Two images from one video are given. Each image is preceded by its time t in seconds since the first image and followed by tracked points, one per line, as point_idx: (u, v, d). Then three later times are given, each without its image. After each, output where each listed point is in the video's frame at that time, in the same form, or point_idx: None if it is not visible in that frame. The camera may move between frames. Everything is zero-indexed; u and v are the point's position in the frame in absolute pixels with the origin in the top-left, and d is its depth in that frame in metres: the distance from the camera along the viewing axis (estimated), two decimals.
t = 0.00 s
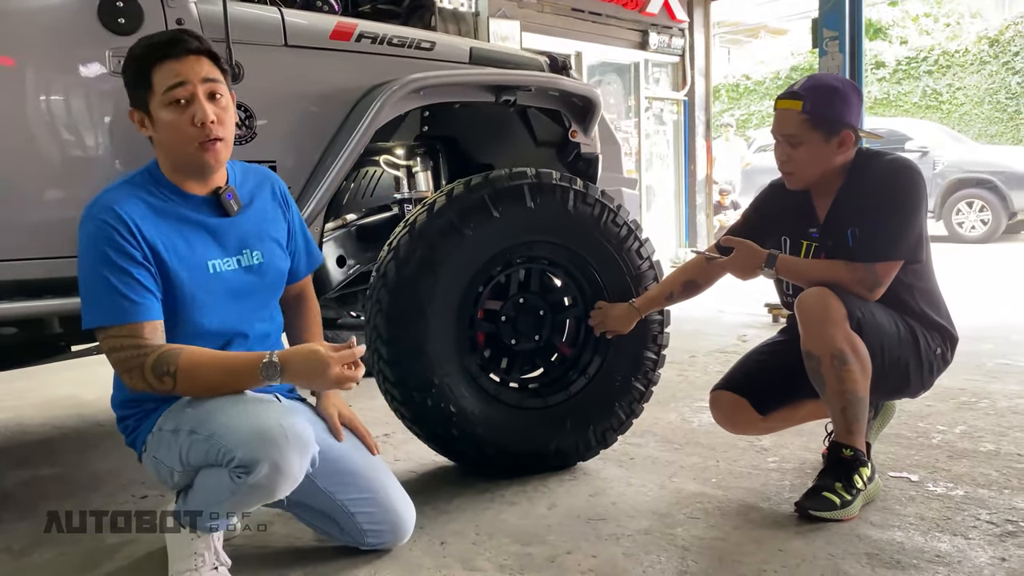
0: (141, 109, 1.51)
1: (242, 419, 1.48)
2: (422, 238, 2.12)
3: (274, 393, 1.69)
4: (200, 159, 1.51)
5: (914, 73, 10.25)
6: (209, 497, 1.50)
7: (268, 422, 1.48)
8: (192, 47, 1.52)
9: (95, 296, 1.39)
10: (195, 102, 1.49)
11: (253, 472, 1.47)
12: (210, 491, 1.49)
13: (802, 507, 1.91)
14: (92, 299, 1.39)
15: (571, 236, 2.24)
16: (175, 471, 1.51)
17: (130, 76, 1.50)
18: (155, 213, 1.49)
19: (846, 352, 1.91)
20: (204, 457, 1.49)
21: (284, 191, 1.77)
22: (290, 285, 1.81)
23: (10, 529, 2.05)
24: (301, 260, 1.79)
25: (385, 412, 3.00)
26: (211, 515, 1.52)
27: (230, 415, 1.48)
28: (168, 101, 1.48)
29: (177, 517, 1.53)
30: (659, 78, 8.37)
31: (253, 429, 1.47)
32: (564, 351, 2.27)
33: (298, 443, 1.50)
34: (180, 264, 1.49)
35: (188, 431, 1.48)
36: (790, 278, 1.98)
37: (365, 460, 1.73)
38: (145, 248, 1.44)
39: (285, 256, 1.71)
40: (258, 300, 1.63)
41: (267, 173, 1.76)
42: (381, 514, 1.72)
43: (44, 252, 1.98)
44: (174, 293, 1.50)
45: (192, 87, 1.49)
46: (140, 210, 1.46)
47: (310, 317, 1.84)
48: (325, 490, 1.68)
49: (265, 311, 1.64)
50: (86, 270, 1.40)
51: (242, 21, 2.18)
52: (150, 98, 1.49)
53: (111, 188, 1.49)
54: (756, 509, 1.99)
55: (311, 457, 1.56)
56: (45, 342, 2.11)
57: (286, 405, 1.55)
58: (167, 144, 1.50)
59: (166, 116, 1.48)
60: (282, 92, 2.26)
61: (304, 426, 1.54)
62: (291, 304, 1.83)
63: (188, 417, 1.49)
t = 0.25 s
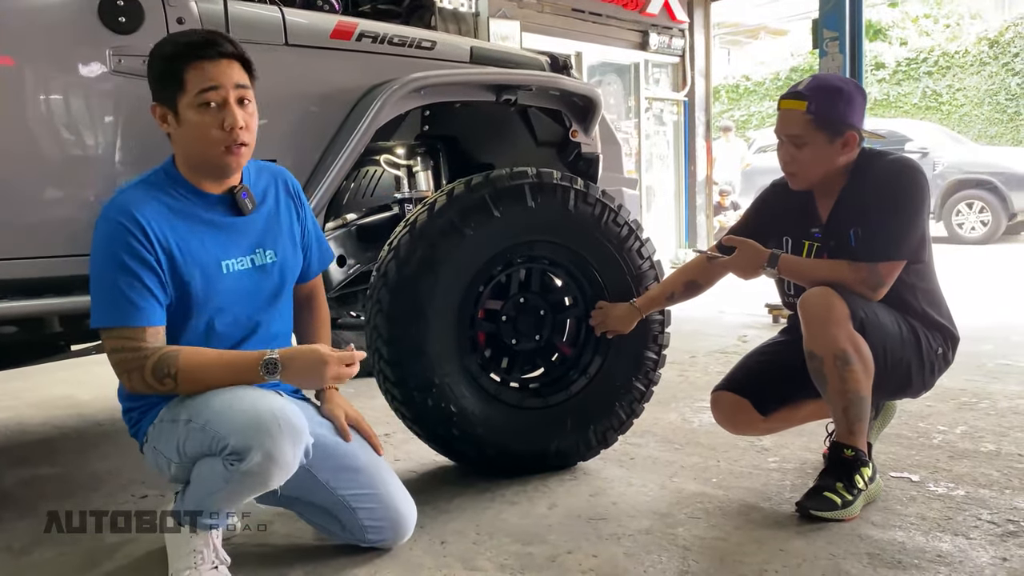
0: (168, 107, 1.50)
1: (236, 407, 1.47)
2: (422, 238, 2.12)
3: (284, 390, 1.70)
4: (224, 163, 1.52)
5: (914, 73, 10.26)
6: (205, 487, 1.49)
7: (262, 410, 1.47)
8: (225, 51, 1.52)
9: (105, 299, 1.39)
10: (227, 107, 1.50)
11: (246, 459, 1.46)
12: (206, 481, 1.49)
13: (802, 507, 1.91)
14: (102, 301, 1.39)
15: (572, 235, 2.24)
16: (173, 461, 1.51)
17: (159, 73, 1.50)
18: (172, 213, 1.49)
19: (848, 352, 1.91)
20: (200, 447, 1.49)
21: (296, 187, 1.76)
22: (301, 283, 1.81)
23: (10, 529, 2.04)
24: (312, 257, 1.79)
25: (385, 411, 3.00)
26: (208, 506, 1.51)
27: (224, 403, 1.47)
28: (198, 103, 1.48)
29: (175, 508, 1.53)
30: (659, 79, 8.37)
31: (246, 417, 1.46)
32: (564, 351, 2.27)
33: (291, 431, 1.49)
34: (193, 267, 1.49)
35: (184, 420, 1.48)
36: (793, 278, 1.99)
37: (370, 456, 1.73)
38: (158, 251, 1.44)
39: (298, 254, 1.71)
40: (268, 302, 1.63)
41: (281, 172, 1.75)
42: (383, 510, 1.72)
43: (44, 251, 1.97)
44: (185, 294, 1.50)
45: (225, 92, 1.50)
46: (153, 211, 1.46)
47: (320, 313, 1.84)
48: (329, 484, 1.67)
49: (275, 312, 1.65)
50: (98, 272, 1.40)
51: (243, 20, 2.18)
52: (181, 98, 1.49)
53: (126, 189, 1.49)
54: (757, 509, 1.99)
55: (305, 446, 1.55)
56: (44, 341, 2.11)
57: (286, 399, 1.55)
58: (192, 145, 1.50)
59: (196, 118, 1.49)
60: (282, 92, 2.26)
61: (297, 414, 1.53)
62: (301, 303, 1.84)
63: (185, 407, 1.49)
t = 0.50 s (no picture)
0: (239, 114, 1.47)
1: (251, 406, 1.46)
2: (423, 237, 2.12)
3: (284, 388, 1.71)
4: (268, 177, 1.55)
5: (914, 74, 10.26)
6: (214, 485, 1.49)
7: (277, 409, 1.47)
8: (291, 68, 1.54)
9: (118, 294, 1.38)
10: (285, 127, 1.53)
11: (262, 459, 1.46)
12: (216, 480, 1.48)
13: (804, 507, 1.90)
14: (116, 297, 1.38)
15: (573, 235, 2.23)
16: (181, 459, 1.51)
17: (234, 79, 1.46)
18: (185, 211, 1.49)
19: (850, 352, 1.91)
20: (211, 445, 1.48)
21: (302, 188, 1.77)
22: (304, 284, 1.81)
23: (9, 528, 2.04)
24: (316, 255, 1.78)
25: (386, 410, 3.00)
26: (215, 504, 1.51)
27: (239, 402, 1.46)
28: (273, 121, 1.50)
29: (179, 506, 1.52)
30: (659, 79, 8.36)
31: (262, 416, 1.46)
32: (565, 350, 2.26)
33: (307, 430, 1.49)
34: (205, 266, 1.50)
35: (196, 419, 1.47)
36: (795, 278, 1.99)
37: (371, 457, 1.72)
38: (173, 250, 1.44)
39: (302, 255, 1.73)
40: (271, 301, 1.65)
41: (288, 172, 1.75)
42: (384, 510, 1.72)
43: (45, 251, 1.97)
44: (194, 292, 1.51)
45: (288, 111, 1.52)
46: (168, 208, 1.46)
47: (323, 314, 1.83)
48: (330, 485, 1.67)
49: (278, 312, 1.66)
50: (111, 267, 1.39)
51: (244, 19, 2.18)
52: (253, 107, 1.47)
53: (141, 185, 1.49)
54: (758, 509, 1.98)
55: (318, 445, 1.55)
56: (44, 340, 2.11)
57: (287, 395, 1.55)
58: (249, 156, 1.50)
59: (262, 132, 1.49)
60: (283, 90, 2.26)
61: (313, 415, 1.54)
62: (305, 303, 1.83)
63: (196, 406, 1.48)
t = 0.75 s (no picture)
0: (285, 122, 1.49)
1: (256, 410, 1.47)
2: (425, 236, 2.12)
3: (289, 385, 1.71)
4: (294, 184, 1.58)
5: (915, 75, 10.27)
6: (218, 487, 1.49)
7: (281, 415, 1.48)
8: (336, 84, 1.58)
9: (132, 284, 1.37)
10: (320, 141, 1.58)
11: (267, 464, 1.47)
12: (220, 482, 1.49)
13: (805, 506, 1.90)
14: (130, 286, 1.37)
15: (576, 234, 2.24)
16: (184, 460, 1.50)
17: (286, 88, 1.48)
18: (200, 204, 1.49)
19: (851, 350, 1.90)
20: (215, 448, 1.48)
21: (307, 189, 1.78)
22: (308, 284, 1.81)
23: (11, 525, 2.04)
24: (319, 254, 1.79)
25: (387, 410, 3.00)
26: (218, 505, 1.51)
27: (243, 406, 1.47)
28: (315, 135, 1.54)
29: (181, 506, 1.52)
30: (661, 79, 8.37)
31: (267, 422, 1.47)
32: (567, 349, 2.26)
33: (311, 437, 1.50)
34: (217, 259, 1.50)
35: (199, 420, 1.47)
36: (797, 277, 1.99)
37: (371, 458, 1.72)
38: (188, 242, 1.44)
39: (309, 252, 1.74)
40: (276, 299, 1.65)
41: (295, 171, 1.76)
42: (387, 509, 1.72)
43: (47, 248, 1.97)
44: (205, 286, 1.51)
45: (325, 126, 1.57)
46: (183, 201, 1.46)
47: (323, 314, 1.83)
48: (331, 486, 1.67)
49: (283, 309, 1.66)
50: (126, 256, 1.38)
51: (247, 17, 2.18)
52: (305, 121, 1.51)
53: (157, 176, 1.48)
54: (760, 509, 1.98)
55: (321, 452, 1.56)
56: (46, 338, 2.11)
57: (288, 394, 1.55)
58: (287, 166, 1.53)
59: (306, 146, 1.53)
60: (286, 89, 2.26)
61: (315, 422, 1.54)
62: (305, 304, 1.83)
63: (201, 407, 1.48)
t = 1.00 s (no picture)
0: (303, 129, 1.50)
1: (267, 412, 1.47)
2: (427, 235, 2.12)
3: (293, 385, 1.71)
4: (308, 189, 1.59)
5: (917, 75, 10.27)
6: (225, 488, 1.50)
7: (293, 418, 1.48)
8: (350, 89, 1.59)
9: (149, 284, 1.37)
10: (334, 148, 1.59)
11: (277, 467, 1.47)
12: (227, 482, 1.49)
13: (807, 506, 1.90)
14: (146, 286, 1.38)
15: (578, 234, 2.23)
16: (191, 459, 1.50)
17: (302, 94, 1.49)
18: (216, 205, 1.49)
19: (853, 352, 1.90)
20: (223, 448, 1.48)
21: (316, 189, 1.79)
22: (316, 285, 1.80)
23: (13, 524, 2.04)
24: (329, 255, 1.79)
25: (389, 409, 3.00)
26: (224, 505, 1.51)
27: (253, 408, 1.47)
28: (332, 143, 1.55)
29: (187, 504, 1.52)
30: (662, 79, 8.36)
31: (277, 424, 1.46)
32: (568, 349, 2.26)
33: (322, 440, 1.50)
34: (232, 261, 1.51)
35: (209, 421, 1.47)
36: (799, 278, 1.98)
37: (375, 458, 1.73)
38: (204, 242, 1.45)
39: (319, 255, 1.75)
40: (284, 300, 1.66)
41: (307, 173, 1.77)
42: (390, 509, 1.72)
43: (49, 247, 1.97)
44: (218, 287, 1.51)
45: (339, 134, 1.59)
46: (200, 201, 1.46)
47: (330, 316, 1.84)
48: (335, 484, 1.67)
49: (291, 311, 1.67)
50: (143, 255, 1.38)
51: (250, 17, 2.18)
52: (322, 129, 1.52)
53: (174, 176, 1.48)
54: (761, 509, 1.98)
55: (332, 455, 1.56)
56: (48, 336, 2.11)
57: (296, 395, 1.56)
58: (304, 173, 1.54)
59: (322, 154, 1.55)
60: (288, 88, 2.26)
61: (327, 422, 1.54)
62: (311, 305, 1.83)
63: (210, 407, 1.48)
